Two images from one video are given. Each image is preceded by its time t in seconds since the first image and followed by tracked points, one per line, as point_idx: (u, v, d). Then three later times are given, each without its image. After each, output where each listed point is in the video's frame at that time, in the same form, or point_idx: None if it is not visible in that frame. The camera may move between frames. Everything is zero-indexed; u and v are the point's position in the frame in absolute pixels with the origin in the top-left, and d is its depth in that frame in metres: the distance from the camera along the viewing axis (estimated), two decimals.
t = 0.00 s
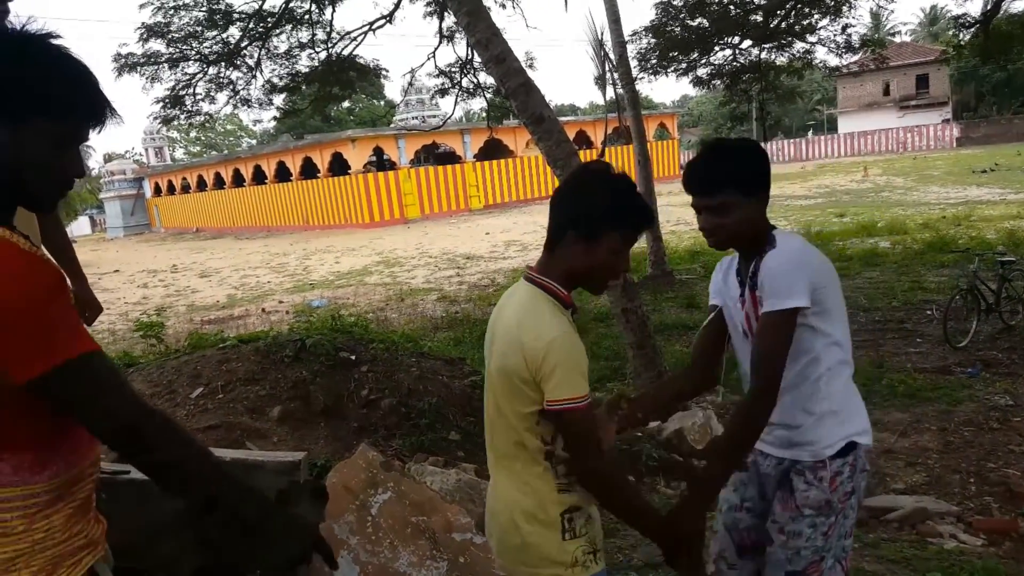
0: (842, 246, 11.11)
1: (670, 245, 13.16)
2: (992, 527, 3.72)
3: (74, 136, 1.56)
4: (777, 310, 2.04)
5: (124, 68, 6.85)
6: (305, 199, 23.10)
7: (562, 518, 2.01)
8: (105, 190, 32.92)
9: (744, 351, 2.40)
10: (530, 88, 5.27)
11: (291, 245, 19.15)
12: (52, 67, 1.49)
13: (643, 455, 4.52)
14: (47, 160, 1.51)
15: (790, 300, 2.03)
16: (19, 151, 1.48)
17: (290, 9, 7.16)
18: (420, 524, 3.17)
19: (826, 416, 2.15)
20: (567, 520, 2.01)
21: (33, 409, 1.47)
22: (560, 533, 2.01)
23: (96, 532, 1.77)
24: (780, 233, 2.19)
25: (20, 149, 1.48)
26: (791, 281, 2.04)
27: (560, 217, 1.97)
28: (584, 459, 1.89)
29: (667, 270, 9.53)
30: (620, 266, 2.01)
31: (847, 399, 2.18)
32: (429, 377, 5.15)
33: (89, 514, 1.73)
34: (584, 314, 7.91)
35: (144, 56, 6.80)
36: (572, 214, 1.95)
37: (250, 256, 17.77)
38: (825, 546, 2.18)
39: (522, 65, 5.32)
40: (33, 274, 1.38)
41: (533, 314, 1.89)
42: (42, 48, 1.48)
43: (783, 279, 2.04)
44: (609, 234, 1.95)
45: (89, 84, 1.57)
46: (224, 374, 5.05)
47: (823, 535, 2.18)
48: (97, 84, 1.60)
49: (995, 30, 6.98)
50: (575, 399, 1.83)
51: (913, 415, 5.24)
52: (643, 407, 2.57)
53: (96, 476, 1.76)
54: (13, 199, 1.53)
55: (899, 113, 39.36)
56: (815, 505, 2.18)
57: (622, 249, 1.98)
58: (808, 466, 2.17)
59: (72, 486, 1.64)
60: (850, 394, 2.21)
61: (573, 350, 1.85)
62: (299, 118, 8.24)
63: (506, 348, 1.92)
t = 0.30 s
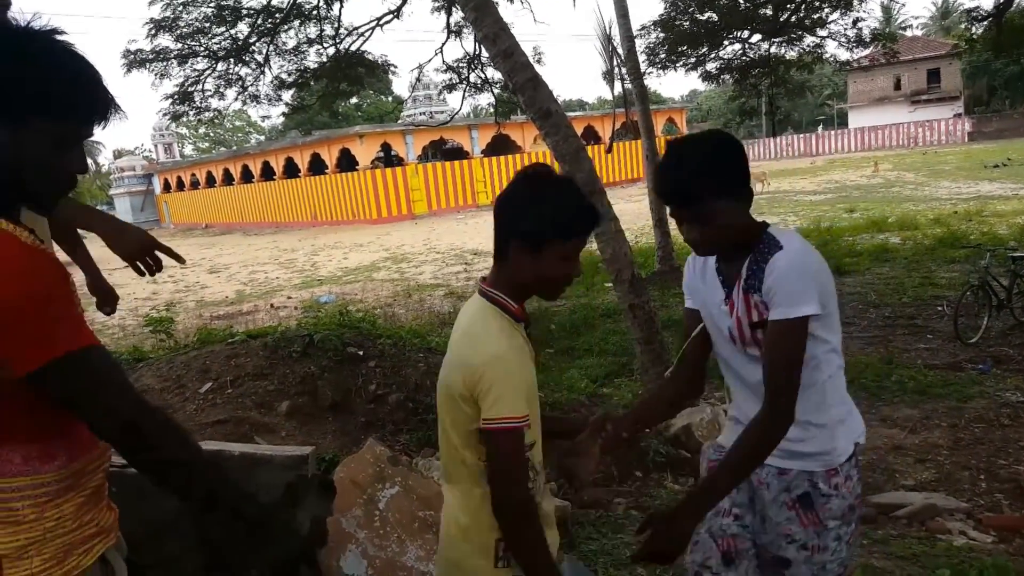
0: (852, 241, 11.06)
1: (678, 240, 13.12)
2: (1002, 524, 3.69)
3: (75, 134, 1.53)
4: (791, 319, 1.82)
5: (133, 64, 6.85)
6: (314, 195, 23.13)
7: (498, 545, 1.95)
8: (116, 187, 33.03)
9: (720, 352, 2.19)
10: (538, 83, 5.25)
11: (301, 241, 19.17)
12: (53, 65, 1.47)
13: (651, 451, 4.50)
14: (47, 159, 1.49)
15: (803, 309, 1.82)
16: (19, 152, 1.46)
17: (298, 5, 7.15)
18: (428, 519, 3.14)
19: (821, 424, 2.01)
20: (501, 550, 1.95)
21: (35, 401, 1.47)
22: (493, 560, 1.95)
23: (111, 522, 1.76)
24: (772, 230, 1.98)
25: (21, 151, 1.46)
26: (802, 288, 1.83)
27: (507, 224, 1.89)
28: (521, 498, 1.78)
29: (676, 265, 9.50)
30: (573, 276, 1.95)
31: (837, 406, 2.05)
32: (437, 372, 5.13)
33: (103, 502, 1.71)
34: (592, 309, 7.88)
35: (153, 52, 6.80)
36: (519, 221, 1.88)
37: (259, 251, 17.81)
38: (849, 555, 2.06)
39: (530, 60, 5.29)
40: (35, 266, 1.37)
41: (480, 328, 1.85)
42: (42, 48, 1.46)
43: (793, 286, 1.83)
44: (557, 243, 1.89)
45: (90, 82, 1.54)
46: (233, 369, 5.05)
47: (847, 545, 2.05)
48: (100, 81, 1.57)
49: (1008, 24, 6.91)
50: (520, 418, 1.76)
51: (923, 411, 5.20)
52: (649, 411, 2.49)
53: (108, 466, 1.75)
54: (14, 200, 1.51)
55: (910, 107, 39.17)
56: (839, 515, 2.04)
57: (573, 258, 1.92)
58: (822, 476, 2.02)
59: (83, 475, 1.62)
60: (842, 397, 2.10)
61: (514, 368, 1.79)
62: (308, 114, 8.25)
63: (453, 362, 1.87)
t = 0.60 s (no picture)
0: (861, 240, 11.03)
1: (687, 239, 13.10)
2: (1011, 526, 3.67)
3: (77, 132, 1.53)
4: (804, 322, 1.73)
5: (143, 60, 6.87)
6: (323, 192, 23.15)
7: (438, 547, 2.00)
8: (126, 183, 33.13)
9: (713, 355, 2.10)
10: (547, 81, 5.26)
11: (309, 238, 19.20)
12: (55, 64, 1.47)
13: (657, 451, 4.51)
14: (47, 156, 1.49)
15: (814, 309, 1.73)
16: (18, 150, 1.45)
17: (308, 2, 7.16)
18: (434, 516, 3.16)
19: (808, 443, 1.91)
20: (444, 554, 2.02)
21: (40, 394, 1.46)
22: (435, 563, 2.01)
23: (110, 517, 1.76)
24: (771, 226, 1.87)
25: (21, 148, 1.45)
26: (810, 289, 1.73)
27: (446, 227, 1.89)
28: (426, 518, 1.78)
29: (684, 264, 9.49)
30: (519, 269, 1.94)
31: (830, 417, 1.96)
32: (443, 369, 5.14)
33: (103, 498, 1.71)
34: (599, 308, 7.87)
35: (164, 49, 6.82)
36: (451, 222, 1.88)
37: (268, 248, 17.84)
38: None
39: (539, 58, 5.29)
40: (37, 263, 1.34)
41: (403, 330, 1.85)
42: (44, 47, 1.46)
43: (800, 286, 1.74)
44: (493, 240, 1.87)
45: (93, 82, 1.54)
46: (240, 365, 5.06)
47: None
48: (105, 81, 1.58)
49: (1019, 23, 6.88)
50: (410, 418, 1.74)
51: (931, 412, 5.18)
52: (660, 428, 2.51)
53: (110, 462, 1.74)
54: (16, 199, 1.50)
55: (920, 107, 39.03)
56: (803, 540, 1.94)
57: (517, 252, 1.91)
58: (788, 494, 1.95)
59: (85, 472, 1.63)
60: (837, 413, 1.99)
61: (425, 364, 1.77)
62: (317, 111, 8.26)
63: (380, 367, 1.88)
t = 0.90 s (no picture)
0: (865, 240, 11.03)
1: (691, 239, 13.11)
2: (1014, 525, 3.69)
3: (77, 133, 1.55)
4: (791, 311, 1.64)
5: (148, 63, 6.90)
6: (327, 193, 23.19)
7: (425, 549, 2.05)
8: (130, 185, 33.21)
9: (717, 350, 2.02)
10: (550, 82, 5.27)
11: (314, 239, 19.22)
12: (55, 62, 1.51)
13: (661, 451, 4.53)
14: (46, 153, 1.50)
15: (803, 297, 1.64)
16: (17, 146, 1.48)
17: (312, 4, 7.18)
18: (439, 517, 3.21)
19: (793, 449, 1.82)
20: (431, 553, 2.06)
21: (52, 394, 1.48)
22: (423, 564, 2.06)
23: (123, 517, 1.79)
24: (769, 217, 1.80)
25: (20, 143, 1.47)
26: (799, 276, 1.66)
27: (414, 229, 1.94)
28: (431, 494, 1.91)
29: (688, 264, 9.50)
30: (489, 265, 1.98)
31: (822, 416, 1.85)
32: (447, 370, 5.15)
33: (117, 500, 1.73)
34: (603, 309, 7.89)
35: (168, 52, 6.85)
36: (416, 223, 1.93)
37: (272, 249, 17.87)
38: None
39: (542, 59, 5.31)
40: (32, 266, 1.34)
41: (377, 334, 1.93)
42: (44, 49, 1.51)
43: (787, 272, 1.66)
44: (459, 238, 1.92)
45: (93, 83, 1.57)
46: (244, 367, 5.08)
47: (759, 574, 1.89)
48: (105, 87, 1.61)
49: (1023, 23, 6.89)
50: (390, 418, 1.82)
51: (935, 411, 5.19)
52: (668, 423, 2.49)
53: (119, 464, 1.77)
54: (20, 203, 1.52)
55: (924, 106, 38.95)
56: (753, 535, 1.90)
57: (484, 248, 1.96)
58: (758, 492, 1.89)
59: (100, 476, 1.65)
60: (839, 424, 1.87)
61: (393, 364, 1.84)
62: (321, 112, 8.28)
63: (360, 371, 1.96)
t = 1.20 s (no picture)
0: (861, 242, 11.09)
1: (688, 241, 13.16)
2: (1011, 526, 3.70)
3: (99, 173, 1.41)
4: (755, 334, 1.62)
5: (144, 67, 6.91)
6: (324, 196, 23.20)
7: (417, 546, 1.95)
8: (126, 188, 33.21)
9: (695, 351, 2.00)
10: (547, 85, 5.28)
11: (311, 243, 19.24)
12: (69, 99, 1.39)
13: (659, 454, 4.54)
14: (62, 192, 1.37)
15: (769, 321, 1.61)
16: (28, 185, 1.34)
17: (308, 8, 7.20)
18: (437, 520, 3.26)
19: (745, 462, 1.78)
20: (423, 550, 1.95)
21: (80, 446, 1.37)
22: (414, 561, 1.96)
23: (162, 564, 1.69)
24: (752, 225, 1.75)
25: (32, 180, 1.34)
26: (767, 298, 1.61)
27: (402, 225, 1.94)
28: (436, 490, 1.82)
29: (685, 266, 9.54)
30: (479, 258, 1.97)
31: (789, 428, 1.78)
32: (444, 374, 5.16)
33: (154, 547, 1.64)
34: (601, 311, 7.91)
35: (164, 55, 6.85)
36: (405, 218, 1.92)
37: (269, 253, 17.88)
38: None
39: (539, 63, 5.32)
40: (14, 315, 1.18)
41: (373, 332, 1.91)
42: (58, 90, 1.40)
43: (754, 294, 1.62)
44: (446, 230, 1.90)
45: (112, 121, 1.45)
46: (240, 372, 5.09)
47: None
48: (127, 132, 1.49)
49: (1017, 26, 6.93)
50: (404, 403, 1.79)
51: (932, 412, 5.21)
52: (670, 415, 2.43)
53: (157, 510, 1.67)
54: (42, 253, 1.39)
55: (919, 108, 39.08)
56: (717, 557, 1.87)
57: (472, 240, 1.94)
58: (717, 510, 1.87)
59: (137, 526, 1.55)
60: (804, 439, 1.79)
61: (389, 355, 1.81)
62: (318, 116, 8.29)
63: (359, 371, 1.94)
